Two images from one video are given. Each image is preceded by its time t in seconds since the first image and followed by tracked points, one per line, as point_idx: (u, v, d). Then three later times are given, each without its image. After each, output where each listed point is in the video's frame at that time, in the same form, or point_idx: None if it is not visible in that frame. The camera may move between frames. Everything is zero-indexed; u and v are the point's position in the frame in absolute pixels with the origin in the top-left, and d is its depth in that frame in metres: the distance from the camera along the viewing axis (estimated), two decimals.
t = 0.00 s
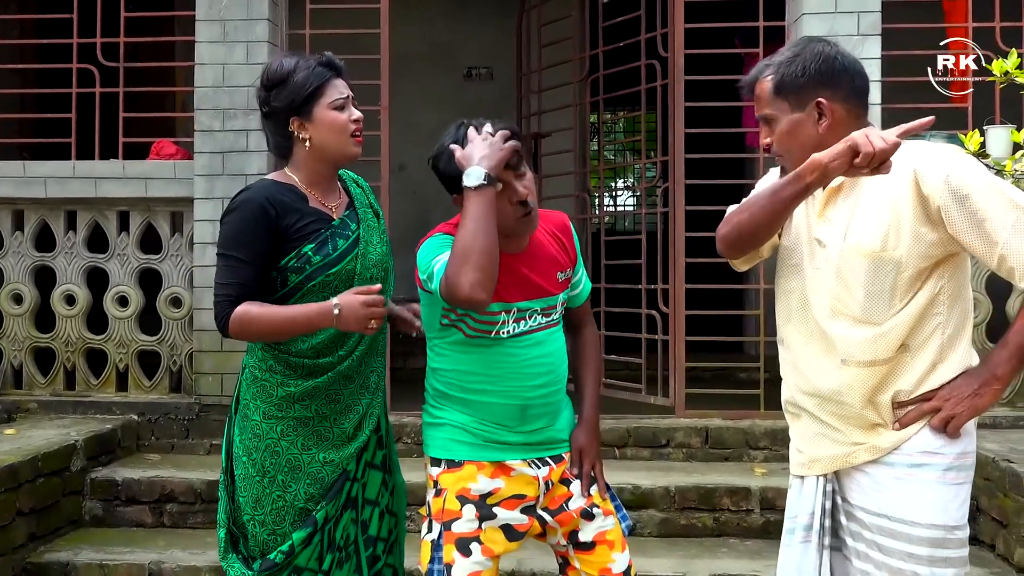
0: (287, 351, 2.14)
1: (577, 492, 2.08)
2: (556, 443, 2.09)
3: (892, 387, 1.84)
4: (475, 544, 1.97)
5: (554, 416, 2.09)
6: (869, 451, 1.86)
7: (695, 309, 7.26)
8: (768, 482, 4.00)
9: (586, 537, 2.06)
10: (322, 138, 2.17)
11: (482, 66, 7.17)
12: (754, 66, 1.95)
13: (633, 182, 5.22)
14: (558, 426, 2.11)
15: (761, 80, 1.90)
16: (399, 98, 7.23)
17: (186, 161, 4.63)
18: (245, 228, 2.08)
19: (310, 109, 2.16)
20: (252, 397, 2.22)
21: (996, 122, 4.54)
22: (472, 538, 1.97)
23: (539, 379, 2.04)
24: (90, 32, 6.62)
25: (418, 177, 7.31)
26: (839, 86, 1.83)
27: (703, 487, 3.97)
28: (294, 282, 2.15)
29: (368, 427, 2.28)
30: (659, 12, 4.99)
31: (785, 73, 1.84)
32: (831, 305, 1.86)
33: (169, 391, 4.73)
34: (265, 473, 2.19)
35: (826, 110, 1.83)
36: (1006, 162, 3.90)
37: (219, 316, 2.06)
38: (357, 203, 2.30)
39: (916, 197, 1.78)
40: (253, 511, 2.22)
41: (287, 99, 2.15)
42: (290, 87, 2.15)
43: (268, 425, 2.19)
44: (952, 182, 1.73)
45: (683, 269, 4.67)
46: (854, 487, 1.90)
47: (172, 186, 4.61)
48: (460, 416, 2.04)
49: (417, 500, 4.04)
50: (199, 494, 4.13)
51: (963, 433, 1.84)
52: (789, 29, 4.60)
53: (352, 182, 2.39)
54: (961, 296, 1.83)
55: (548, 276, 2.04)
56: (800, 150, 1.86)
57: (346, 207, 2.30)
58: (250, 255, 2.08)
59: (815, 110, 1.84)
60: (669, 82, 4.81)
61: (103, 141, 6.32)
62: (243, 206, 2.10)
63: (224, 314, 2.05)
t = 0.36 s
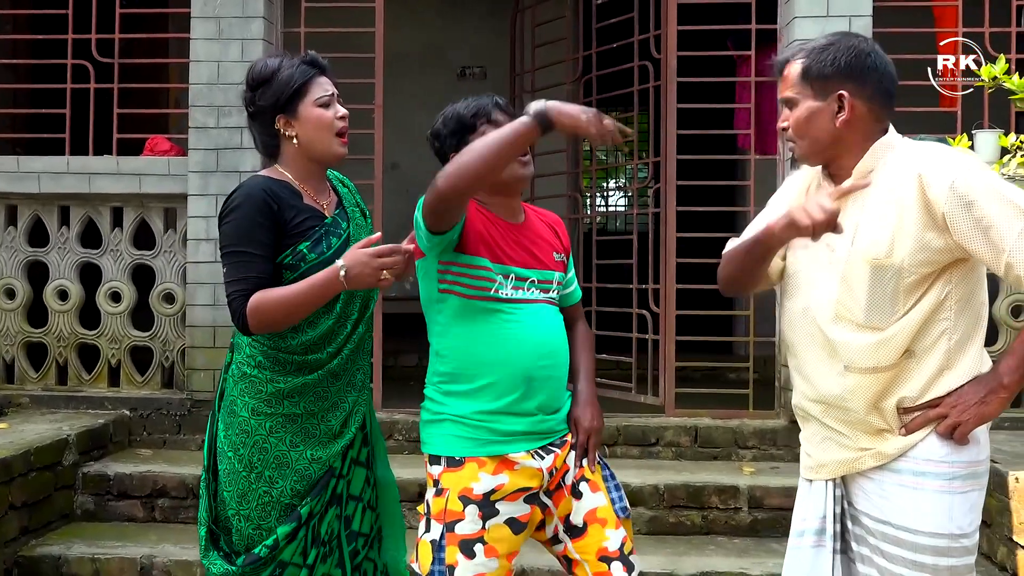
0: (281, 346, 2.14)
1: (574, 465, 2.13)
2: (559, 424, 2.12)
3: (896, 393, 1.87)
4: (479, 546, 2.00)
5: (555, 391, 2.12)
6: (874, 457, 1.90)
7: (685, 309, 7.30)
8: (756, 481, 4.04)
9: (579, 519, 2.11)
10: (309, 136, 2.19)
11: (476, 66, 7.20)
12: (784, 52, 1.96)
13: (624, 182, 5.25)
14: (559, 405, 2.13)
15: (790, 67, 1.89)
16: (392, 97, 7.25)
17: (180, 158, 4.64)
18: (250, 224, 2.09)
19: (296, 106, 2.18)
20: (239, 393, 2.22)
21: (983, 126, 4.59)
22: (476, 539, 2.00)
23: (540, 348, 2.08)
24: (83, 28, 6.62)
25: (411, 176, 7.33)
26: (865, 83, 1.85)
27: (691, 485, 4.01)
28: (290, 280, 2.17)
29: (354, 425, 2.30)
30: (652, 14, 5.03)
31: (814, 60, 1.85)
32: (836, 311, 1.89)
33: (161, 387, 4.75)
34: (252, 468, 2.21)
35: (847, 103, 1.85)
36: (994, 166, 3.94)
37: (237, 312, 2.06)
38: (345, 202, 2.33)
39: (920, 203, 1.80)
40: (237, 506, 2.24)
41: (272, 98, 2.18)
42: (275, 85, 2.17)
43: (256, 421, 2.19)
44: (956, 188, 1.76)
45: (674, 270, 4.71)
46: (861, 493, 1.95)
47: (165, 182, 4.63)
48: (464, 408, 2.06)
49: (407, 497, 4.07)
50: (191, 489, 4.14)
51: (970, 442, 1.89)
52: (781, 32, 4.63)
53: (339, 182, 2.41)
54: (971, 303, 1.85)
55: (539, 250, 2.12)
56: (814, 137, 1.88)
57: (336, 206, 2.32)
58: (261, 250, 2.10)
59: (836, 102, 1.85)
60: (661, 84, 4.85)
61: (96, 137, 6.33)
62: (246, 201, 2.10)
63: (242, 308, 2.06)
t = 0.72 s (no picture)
0: (270, 345, 2.15)
1: (574, 479, 2.16)
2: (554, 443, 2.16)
3: (888, 396, 1.90)
4: (479, 552, 2.01)
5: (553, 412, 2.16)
6: (861, 457, 1.94)
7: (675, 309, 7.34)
8: (744, 480, 4.08)
9: (581, 528, 2.14)
10: (298, 136, 2.22)
11: (468, 66, 7.23)
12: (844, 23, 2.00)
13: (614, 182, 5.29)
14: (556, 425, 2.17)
15: (842, 42, 1.95)
16: (384, 97, 7.27)
17: (173, 157, 4.66)
18: (243, 223, 2.11)
19: (286, 106, 2.21)
20: (227, 392, 2.23)
21: (971, 129, 4.64)
22: (476, 545, 2.01)
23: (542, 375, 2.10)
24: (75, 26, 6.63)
25: (402, 175, 7.35)
26: (912, 80, 1.90)
27: (680, 484, 4.04)
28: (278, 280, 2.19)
29: (343, 425, 2.33)
30: (643, 16, 5.06)
31: (869, 39, 1.91)
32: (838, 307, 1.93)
33: (152, 385, 4.76)
34: (240, 468, 2.23)
35: (888, 91, 1.90)
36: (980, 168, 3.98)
37: (240, 308, 2.08)
38: (332, 203, 2.35)
39: (934, 210, 1.82)
40: (228, 504, 2.26)
41: (263, 97, 2.20)
42: (266, 85, 2.20)
43: (244, 420, 2.21)
44: (972, 198, 1.78)
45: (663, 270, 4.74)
46: (852, 491, 1.99)
47: (157, 181, 4.64)
48: (462, 420, 2.08)
49: (398, 495, 4.09)
50: (182, 487, 4.16)
51: (960, 447, 1.91)
52: (771, 34, 4.67)
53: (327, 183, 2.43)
54: (975, 314, 1.87)
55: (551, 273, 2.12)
56: (847, 115, 1.93)
57: (323, 207, 2.35)
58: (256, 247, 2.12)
59: (879, 88, 1.90)
60: (651, 85, 4.88)
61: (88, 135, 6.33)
62: (239, 200, 2.12)
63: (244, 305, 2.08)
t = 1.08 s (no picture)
0: (235, 349, 2.18)
1: (539, 501, 2.09)
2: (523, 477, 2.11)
3: (850, 396, 1.95)
4: (430, 521, 2.08)
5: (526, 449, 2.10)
6: (823, 450, 2.00)
7: (655, 313, 7.38)
8: (723, 482, 4.12)
9: (535, 544, 2.07)
10: (279, 141, 2.22)
11: (451, 70, 7.25)
12: (832, 31, 2.02)
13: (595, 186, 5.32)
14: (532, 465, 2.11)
15: (830, 50, 1.97)
16: (366, 100, 7.28)
17: (155, 158, 4.66)
18: (236, 215, 2.12)
19: (265, 111, 2.20)
20: (197, 395, 2.26)
21: (947, 137, 4.70)
22: (428, 515, 2.09)
23: (505, 413, 2.06)
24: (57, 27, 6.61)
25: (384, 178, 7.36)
26: (902, 85, 1.92)
27: (659, 486, 4.07)
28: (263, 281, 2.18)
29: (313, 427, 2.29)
30: (625, 22, 5.11)
31: (856, 47, 1.93)
32: (808, 302, 1.98)
33: (133, 387, 4.75)
34: (209, 469, 2.25)
35: (879, 98, 1.93)
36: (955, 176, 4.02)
37: (265, 286, 2.02)
38: (311, 205, 2.35)
39: (900, 213, 1.86)
40: (197, 506, 2.28)
41: (242, 102, 2.19)
42: (245, 91, 2.19)
43: (211, 421, 2.23)
44: (935, 204, 1.81)
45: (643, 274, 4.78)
46: (817, 482, 2.04)
47: (139, 183, 4.64)
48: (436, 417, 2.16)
49: (378, 496, 4.11)
50: (162, 489, 4.16)
51: (920, 451, 1.94)
52: (751, 41, 4.71)
53: (308, 184, 2.43)
54: (940, 318, 1.90)
55: (550, 325, 2.03)
56: (839, 123, 1.96)
57: (302, 210, 2.35)
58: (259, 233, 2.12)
59: (870, 95, 1.93)
60: (633, 90, 4.92)
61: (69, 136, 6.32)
62: (223, 199, 2.13)
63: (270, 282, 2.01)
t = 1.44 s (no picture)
0: (252, 342, 2.20)
1: (544, 502, 2.11)
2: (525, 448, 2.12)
3: (811, 385, 1.99)
4: (432, 510, 2.17)
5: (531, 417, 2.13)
6: (788, 436, 2.04)
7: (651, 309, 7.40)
8: (718, 478, 4.14)
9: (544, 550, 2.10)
10: (298, 136, 2.22)
11: (447, 66, 7.26)
12: (752, 65, 2.04)
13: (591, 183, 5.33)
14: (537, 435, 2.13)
15: (758, 77, 1.99)
16: (363, 96, 7.29)
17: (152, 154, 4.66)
18: (272, 205, 2.14)
19: (285, 107, 2.21)
20: (210, 387, 2.26)
21: (942, 135, 4.72)
22: (431, 503, 2.18)
23: (508, 371, 2.13)
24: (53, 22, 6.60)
25: (381, 174, 7.37)
26: (832, 92, 1.94)
27: (655, 482, 4.09)
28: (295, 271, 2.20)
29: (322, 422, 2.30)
30: (622, 19, 5.11)
31: (781, 73, 1.95)
32: (770, 298, 2.02)
33: (130, 382, 4.76)
34: (220, 461, 2.25)
35: (819, 111, 1.94)
36: (950, 173, 4.04)
37: (319, 269, 2.05)
38: (328, 206, 2.35)
39: (851, 214, 1.89)
40: (206, 498, 2.29)
41: (262, 101, 2.21)
42: (264, 89, 2.21)
43: (224, 415, 2.24)
44: (882, 206, 1.84)
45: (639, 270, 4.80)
46: (786, 463, 2.08)
47: (137, 178, 4.64)
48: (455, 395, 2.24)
49: (375, 492, 4.12)
50: (160, 484, 4.17)
51: (880, 434, 1.96)
52: (747, 39, 4.72)
53: (326, 182, 2.44)
54: (896, 311, 1.92)
55: (556, 280, 2.11)
56: (790, 146, 1.97)
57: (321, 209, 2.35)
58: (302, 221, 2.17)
59: (808, 110, 1.94)
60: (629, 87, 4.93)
61: (66, 132, 6.31)
62: (257, 192, 2.16)
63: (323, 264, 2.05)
